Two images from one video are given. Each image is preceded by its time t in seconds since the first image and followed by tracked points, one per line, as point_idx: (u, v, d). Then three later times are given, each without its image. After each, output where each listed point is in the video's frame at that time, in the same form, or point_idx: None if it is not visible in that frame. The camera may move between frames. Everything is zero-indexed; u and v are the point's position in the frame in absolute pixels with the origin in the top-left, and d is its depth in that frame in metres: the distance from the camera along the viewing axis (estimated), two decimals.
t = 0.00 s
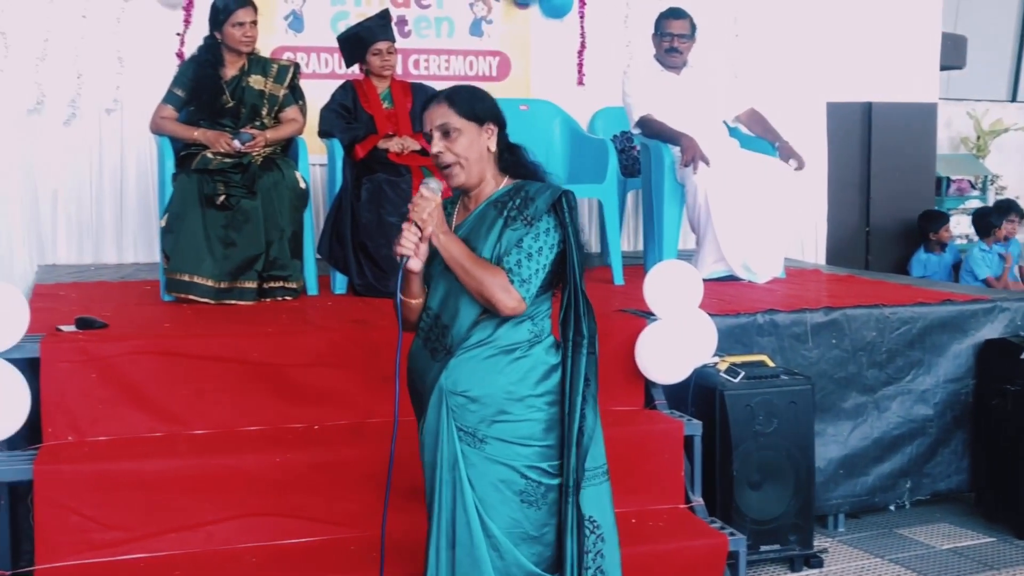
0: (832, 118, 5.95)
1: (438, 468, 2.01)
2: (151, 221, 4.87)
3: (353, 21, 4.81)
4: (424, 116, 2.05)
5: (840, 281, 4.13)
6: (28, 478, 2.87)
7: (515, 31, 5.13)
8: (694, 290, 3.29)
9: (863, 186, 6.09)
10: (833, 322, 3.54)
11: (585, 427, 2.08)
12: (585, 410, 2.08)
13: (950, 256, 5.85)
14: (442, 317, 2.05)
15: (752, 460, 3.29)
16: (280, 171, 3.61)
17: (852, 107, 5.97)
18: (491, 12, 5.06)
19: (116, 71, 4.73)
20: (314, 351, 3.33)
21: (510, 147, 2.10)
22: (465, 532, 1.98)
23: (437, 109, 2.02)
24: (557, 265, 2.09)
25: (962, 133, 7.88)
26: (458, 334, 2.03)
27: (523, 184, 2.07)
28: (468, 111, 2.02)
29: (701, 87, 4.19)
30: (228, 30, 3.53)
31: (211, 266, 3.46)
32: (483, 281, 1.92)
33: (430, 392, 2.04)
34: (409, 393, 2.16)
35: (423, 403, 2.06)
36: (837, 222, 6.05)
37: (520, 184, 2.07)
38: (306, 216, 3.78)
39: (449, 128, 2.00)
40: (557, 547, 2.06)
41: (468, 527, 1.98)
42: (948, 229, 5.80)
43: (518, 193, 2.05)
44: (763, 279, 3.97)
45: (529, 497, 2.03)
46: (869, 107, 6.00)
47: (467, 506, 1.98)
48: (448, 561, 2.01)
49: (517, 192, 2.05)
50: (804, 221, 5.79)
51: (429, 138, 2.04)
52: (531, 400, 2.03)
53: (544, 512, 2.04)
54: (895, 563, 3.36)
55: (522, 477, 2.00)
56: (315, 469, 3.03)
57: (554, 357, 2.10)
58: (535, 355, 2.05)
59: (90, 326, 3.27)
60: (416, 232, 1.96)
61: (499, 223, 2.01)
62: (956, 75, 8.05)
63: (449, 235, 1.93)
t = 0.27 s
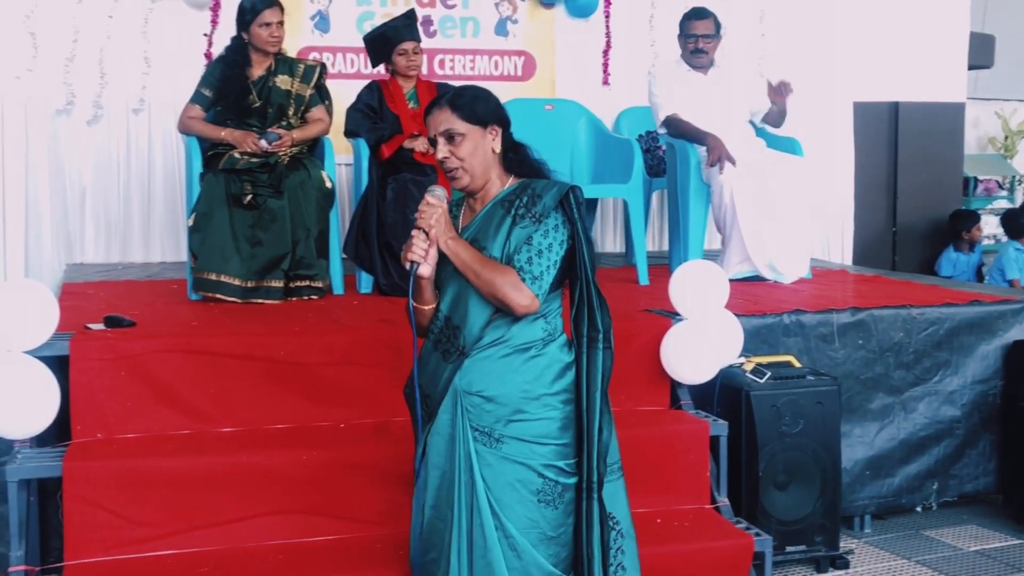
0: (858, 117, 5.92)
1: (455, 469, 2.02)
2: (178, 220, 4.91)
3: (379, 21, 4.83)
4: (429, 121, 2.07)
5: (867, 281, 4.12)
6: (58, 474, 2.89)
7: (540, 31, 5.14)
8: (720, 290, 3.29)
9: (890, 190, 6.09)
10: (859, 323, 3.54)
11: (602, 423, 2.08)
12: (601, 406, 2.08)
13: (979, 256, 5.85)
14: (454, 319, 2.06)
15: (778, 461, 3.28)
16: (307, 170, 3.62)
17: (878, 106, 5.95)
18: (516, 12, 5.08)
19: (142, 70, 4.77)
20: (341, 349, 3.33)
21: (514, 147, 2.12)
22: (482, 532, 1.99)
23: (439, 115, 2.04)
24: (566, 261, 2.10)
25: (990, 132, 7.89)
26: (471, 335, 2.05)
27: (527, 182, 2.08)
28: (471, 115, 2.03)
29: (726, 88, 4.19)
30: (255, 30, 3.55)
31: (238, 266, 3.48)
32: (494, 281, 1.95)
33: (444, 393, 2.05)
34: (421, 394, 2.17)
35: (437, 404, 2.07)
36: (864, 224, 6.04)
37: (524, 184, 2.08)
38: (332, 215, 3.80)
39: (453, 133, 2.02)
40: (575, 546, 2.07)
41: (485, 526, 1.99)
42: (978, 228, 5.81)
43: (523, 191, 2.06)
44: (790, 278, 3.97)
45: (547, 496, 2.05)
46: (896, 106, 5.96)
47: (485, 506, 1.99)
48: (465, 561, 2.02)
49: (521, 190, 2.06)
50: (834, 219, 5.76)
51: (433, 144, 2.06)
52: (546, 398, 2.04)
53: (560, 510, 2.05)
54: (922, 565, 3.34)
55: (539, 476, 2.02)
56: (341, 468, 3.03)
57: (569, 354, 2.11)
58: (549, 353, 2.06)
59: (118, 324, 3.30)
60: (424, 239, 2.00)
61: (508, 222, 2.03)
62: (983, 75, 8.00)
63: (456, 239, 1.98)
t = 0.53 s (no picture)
0: (885, 115, 5.90)
1: (456, 462, 1.96)
2: (206, 218, 4.94)
3: (406, 19, 4.86)
4: (435, 111, 2.00)
5: (895, 280, 4.10)
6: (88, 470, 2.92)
7: (566, 28, 5.14)
8: (748, 288, 3.29)
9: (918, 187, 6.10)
10: (887, 322, 3.53)
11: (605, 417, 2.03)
12: (605, 400, 2.02)
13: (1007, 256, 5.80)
14: (455, 311, 2.00)
15: (805, 460, 3.27)
16: (334, 168, 3.64)
17: (906, 106, 5.89)
18: (542, 11, 5.08)
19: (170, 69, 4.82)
20: (368, 347, 3.33)
21: (519, 143, 2.05)
22: (482, 525, 1.94)
23: (446, 105, 1.97)
24: (571, 256, 2.04)
25: (1019, 129, 7.72)
26: (474, 329, 1.98)
27: (532, 177, 2.03)
28: (476, 107, 1.96)
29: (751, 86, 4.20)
30: (284, 28, 3.57)
31: (266, 263, 3.51)
32: (500, 276, 1.90)
33: (446, 386, 1.99)
34: (421, 387, 2.11)
35: (439, 397, 2.01)
36: (890, 223, 6.06)
37: (530, 179, 2.03)
38: (359, 213, 3.80)
39: (458, 125, 1.95)
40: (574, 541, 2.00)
41: (486, 519, 1.93)
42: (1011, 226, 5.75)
43: (529, 185, 2.01)
44: (817, 277, 3.96)
45: (547, 489, 1.99)
46: (924, 103, 5.85)
47: (485, 499, 1.93)
48: (464, 556, 1.96)
49: (527, 184, 2.01)
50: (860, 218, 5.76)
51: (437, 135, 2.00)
52: (550, 391, 1.99)
53: (560, 503, 2.00)
54: (949, 565, 3.32)
55: (540, 469, 1.96)
56: (368, 464, 3.04)
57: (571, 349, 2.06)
58: (553, 347, 2.01)
59: (148, 321, 3.32)
60: (430, 233, 1.93)
61: (514, 216, 1.98)
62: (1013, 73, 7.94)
63: (461, 232, 1.93)
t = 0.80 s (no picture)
0: (913, 113, 5.89)
1: (457, 458, 1.98)
2: (233, 216, 5.00)
3: (431, 19, 4.87)
4: (435, 107, 2.02)
5: (922, 279, 4.08)
6: (118, 466, 2.95)
7: (592, 27, 5.14)
8: (776, 287, 3.28)
9: (945, 186, 6.03)
10: (915, 322, 3.52)
11: (600, 411, 2.08)
12: (599, 394, 2.07)
13: None
14: (454, 307, 2.01)
15: (831, 460, 3.26)
16: (360, 167, 3.65)
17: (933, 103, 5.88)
18: (568, 9, 5.08)
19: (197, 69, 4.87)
20: (394, 345, 3.33)
21: (518, 139, 2.06)
22: (485, 518, 1.97)
23: (445, 102, 1.99)
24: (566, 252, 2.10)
25: None
26: (472, 325, 1.99)
27: (529, 174, 2.05)
28: (478, 104, 1.98)
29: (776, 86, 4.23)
30: (311, 28, 3.60)
31: (293, 262, 3.54)
32: (502, 272, 1.92)
33: (445, 382, 2.00)
34: (417, 382, 2.11)
35: (437, 393, 2.02)
36: (917, 222, 6.00)
37: (528, 176, 2.05)
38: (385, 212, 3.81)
39: (459, 121, 1.98)
40: (572, 531, 2.05)
41: (490, 512, 1.96)
42: None
43: (528, 182, 2.04)
44: (845, 275, 3.93)
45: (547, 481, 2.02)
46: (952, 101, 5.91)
47: (488, 493, 1.96)
48: (467, 548, 1.99)
49: (525, 181, 2.04)
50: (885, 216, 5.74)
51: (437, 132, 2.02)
52: (548, 386, 2.02)
53: (561, 495, 2.04)
54: (977, 566, 3.31)
55: (542, 462, 2.00)
56: (395, 462, 3.05)
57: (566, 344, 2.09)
58: (550, 343, 2.04)
59: (176, 319, 3.35)
60: (432, 230, 1.94)
61: (514, 213, 2.01)
62: None
63: (462, 229, 1.93)
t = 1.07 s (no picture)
0: (933, 115, 5.81)
1: (461, 457, 2.04)
2: (254, 217, 5.01)
3: (451, 20, 4.88)
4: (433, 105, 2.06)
5: (944, 280, 4.06)
6: (139, 465, 2.96)
7: (611, 28, 5.14)
8: (796, 288, 3.28)
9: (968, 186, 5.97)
10: (937, 323, 3.51)
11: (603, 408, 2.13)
12: (602, 391, 2.12)
13: None
14: (456, 309, 2.06)
15: (853, 462, 3.23)
16: (380, 168, 3.65)
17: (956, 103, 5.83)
18: (587, 10, 5.08)
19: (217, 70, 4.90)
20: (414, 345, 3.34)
21: (513, 142, 2.10)
22: (491, 516, 2.04)
23: (443, 100, 2.03)
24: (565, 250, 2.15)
25: None
26: (475, 326, 2.04)
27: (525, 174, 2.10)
28: (475, 103, 2.02)
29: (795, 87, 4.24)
30: (331, 29, 3.60)
31: (313, 262, 3.56)
32: (502, 270, 1.97)
33: (449, 383, 2.05)
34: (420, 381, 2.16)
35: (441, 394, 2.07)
36: (939, 223, 5.94)
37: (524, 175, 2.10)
38: (405, 212, 3.81)
39: (457, 120, 2.01)
40: (577, 524, 2.12)
41: (495, 508, 2.04)
42: None
43: (526, 181, 2.09)
44: (866, 276, 3.91)
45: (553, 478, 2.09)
46: (974, 102, 5.84)
47: (493, 491, 2.03)
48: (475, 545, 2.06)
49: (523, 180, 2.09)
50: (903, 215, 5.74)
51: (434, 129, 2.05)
52: (550, 385, 2.08)
53: (568, 492, 2.10)
54: (999, 568, 3.29)
55: (547, 459, 2.06)
56: (415, 462, 3.05)
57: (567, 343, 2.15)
58: (551, 342, 2.10)
59: (197, 319, 3.36)
60: (433, 231, 1.96)
61: (513, 214, 2.06)
62: None
63: (461, 229, 1.97)
